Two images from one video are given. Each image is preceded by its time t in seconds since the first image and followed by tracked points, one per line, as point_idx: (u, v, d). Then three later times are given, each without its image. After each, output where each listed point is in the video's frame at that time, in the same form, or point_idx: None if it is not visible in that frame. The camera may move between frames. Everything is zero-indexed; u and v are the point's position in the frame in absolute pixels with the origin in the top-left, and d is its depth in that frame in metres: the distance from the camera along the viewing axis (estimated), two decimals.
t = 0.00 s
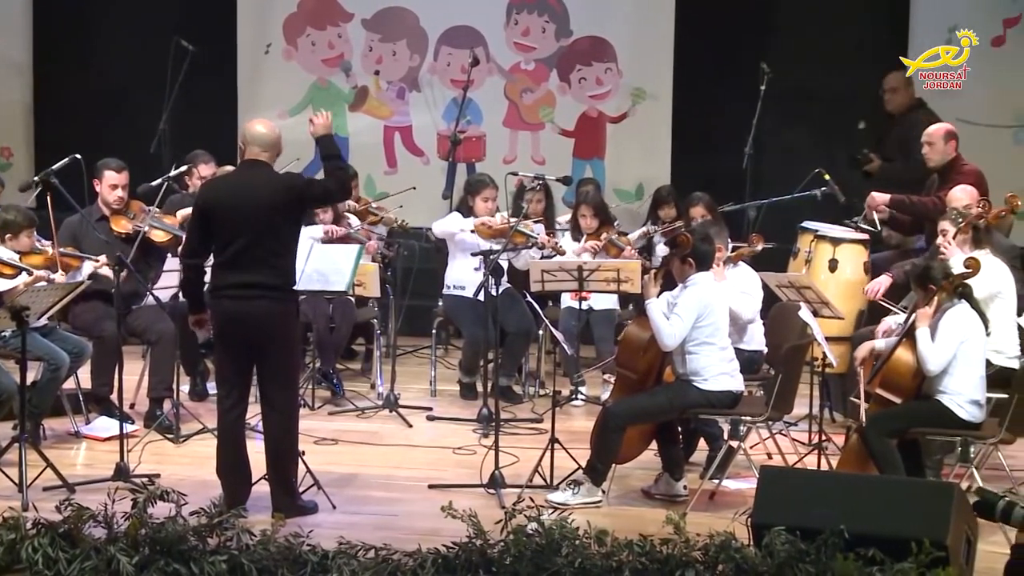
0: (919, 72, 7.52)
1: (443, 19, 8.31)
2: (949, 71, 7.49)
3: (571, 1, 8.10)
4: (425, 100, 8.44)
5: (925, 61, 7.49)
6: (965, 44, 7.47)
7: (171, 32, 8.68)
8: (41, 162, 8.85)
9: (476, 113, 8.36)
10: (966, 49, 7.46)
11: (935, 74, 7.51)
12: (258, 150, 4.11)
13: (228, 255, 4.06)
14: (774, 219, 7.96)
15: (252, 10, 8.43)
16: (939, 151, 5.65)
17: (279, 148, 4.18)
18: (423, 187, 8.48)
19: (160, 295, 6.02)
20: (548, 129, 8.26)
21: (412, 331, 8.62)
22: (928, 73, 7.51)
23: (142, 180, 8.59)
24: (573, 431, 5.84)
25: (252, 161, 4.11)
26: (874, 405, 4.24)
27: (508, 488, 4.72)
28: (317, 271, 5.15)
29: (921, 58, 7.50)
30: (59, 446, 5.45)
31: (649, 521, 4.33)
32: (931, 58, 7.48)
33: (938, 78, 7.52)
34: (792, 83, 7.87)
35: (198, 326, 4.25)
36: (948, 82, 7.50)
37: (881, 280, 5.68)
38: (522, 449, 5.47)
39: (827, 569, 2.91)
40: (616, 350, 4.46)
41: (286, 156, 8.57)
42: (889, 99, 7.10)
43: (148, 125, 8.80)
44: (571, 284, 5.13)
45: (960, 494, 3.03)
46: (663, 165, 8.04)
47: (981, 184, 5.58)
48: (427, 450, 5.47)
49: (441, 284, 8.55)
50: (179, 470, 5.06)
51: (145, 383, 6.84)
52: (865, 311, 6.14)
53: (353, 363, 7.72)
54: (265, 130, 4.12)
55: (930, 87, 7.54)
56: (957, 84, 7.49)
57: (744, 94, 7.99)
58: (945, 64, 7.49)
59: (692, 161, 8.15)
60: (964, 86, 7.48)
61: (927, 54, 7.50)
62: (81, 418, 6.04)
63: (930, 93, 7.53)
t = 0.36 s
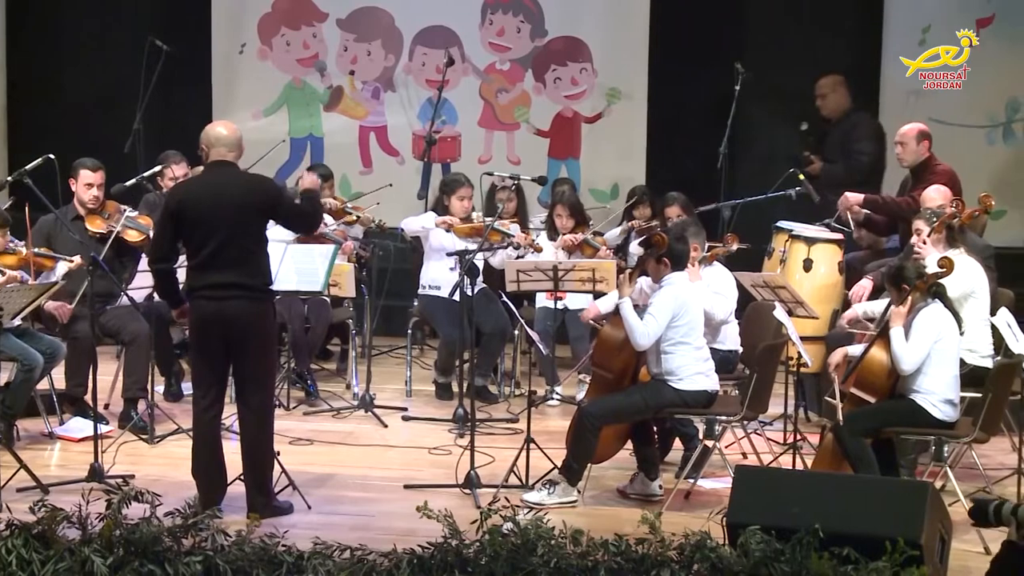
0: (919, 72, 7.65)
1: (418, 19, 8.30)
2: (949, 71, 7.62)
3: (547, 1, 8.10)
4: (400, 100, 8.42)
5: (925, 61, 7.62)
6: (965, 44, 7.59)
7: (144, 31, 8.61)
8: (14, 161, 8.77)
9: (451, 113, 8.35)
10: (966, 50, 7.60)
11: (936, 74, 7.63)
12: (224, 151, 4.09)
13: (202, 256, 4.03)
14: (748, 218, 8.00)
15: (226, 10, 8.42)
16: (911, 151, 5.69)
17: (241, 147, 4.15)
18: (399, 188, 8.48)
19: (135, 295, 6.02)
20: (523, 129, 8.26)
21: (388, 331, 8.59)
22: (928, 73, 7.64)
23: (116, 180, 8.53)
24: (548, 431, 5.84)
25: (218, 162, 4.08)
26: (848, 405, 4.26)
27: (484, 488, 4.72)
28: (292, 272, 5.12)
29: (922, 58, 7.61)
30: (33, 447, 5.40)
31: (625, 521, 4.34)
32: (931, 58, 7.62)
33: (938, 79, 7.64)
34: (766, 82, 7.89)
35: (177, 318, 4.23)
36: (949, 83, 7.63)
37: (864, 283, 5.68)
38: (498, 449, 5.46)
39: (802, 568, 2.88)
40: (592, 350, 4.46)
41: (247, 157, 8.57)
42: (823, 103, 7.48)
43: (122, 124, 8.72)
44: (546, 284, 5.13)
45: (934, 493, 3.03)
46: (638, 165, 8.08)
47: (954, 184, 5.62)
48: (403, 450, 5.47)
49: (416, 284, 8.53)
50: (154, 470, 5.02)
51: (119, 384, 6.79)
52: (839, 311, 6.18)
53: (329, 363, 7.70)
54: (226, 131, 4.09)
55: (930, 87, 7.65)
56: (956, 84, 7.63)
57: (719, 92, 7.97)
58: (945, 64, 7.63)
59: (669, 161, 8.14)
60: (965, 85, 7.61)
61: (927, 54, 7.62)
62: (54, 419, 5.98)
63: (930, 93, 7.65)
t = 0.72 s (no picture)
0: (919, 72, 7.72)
1: (395, 19, 8.28)
2: (949, 71, 7.65)
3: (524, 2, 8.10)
4: (377, 100, 8.40)
5: (924, 61, 7.69)
6: (965, 44, 7.62)
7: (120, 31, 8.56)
8: None
9: (428, 113, 8.35)
10: (966, 50, 7.62)
11: (935, 74, 7.67)
12: (192, 152, 4.06)
13: (175, 257, 4.00)
14: (725, 219, 8.03)
15: (203, 10, 8.38)
16: (886, 151, 5.73)
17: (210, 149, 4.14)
18: (376, 188, 8.46)
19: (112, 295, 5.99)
20: (500, 129, 8.26)
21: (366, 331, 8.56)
22: (928, 73, 7.69)
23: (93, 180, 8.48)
24: (526, 431, 5.84)
25: (187, 164, 4.05)
26: (825, 404, 4.31)
27: (461, 488, 4.71)
28: (268, 274, 5.09)
29: (921, 58, 7.68)
30: (8, 448, 5.34)
31: (602, 521, 4.36)
32: (930, 58, 7.67)
33: (938, 78, 7.68)
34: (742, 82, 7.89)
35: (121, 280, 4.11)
36: (948, 83, 7.66)
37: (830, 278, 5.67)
38: (475, 449, 5.46)
39: (779, 568, 2.86)
40: (569, 350, 4.46)
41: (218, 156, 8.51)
42: (752, 103, 7.69)
43: (97, 124, 8.66)
44: (524, 284, 5.13)
45: (909, 493, 3.05)
46: (616, 165, 8.09)
47: (929, 184, 5.65)
48: (380, 450, 5.46)
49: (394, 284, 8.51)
50: (130, 471, 4.99)
51: (95, 384, 6.73)
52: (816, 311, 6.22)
53: (306, 363, 7.67)
54: (196, 133, 4.07)
55: (929, 88, 7.70)
56: (956, 84, 7.65)
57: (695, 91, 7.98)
58: (945, 64, 7.66)
59: (647, 162, 8.14)
60: (964, 85, 7.64)
61: (927, 54, 7.68)
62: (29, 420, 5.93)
63: (930, 93, 7.70)
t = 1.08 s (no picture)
0: (919, 72, 7.74)
1: (372, 19, 8.26)
2: (949, 71, 7.68)
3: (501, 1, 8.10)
4: (354, 100, 8.37)
5: (925, 61, 7.71)
6: (965, 44, 7.67)
7: (96, 30, 8.50)
8: None
9: (406, 113, 8.33)
10: (966, 50, 7.67)
11: (935, 74, 7.70)
12: (164, 154, 4.03)
13: (147, 259, 3.98)
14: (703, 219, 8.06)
15: (179, 10, 8.34)
16: (863, 151, 5.76)
17: (182, 151, 4.10)
18: (354, 188, 8.43)
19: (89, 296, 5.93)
20: (478, 129, 8.26)
21: (343, 331, 8.54)
22: (928, 73, 7.71)
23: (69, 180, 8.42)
24: (503, 431, 5.83)
25: (161, 166, 4.02)
26: (803, 404, 4.32)
27: (439, 488, 4.71)
28: (243, 273, 5.07)
29: (921, 58, 7.70)
30: None
31: (580, 521, 4.36)
32: (931, 58, 7.70)
33: (938, 78, 7.71)
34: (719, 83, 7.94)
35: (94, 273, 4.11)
36: (948, 82, 7.70)
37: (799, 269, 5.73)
38: (453, 449, 5.45)
39: (757, 567, 2.88)
40: (548, 351, 4.47)
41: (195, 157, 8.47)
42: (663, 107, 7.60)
43: (73, 124, 8.60)
44: (501, 284, 5.13)
45: (886, 492, 3.07)
46: (593, 165, 8.09)
47: (906, 184, 5.68)
48: (359, 450, 5.45)
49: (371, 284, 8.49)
50: (106, 472, 4.96)
51: (72, 385, 6.69)
52: (793, 310, 6.25)
53: (283, 363, 7.64)
54: (169, 135, 4.03)
55: (930, 87, 7.73)
56: (956, 84, 7.70)
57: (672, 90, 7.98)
58: (945, 64, 7.69)
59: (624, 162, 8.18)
60: (963, 86, 7.69)
61: (927, 54, 7.71)
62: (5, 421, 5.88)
63: (930, 93, 7.73)
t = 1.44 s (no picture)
0: (919, 72, 7.73)
1: (352, 19, 8.24)
2: (949, 71, 7.68)
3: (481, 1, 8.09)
4: (335, 100, 8.35)
5: (925, 61, 7.69)
6: (965, 44, 7.66)
7: (74, 30, 8.46)
8: None
9: (386, 113, 8.33)
10: (966, 50, 7.67)
11: (935, 74, 7.70)
12: (139, 156, 4.01)
13: (122, 263, 3.96)
14: (682, 219, 8.07)
15: (158, 10, 8.29)
16: (843, 151, 5.79)
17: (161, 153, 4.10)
18: (334, 188, 8.41)
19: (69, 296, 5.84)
20: (458, 129, 8.25)
21: (323, 332, 8.51)
22: (928, 73, 7.71)
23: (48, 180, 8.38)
24: (484, 431, 5.83)
25: (137, 168, 4.00)
26: (783, 403, 4.33)
27: (420, 488, 4.70)
28: (226, 274, 5.07)
29: (922, 58, 7.68)
30: None
31: (561, 521, 4.36)
32: (931, 58, 7.68)
33: (938, 78, 7.70)
34: (698, 83, 7.99)
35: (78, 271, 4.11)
36: (948, 83, 7.70)
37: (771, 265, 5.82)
38: (434, 449, 5.44)
39: (737, 567, 2.87)
40: (527, 351, 4.48)
41: (174, 156, 8.45)
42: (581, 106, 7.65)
43: (52, 124, 8.55)
44: (482, 284, 5.14)
45: (868, 492, 3.07)
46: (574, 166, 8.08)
47: (886, 184, 5.71)
48: (339, 450, 5.43)
49: (352, 284, 8.47)
50: (86, 473, 4.92)
51: (50, 385, 6.64)
52: (773, 310, 6.28)
53: (263, 364, 7.61)
54: (148, 137, 4.03)
55: (929, 87, 7.72)
56: (956, 84, 7.69)
57: (652, 91, 8.01)
58: (945, 64, 7.69)
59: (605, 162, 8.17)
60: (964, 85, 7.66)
61: (927, 54, 7.69)
62: None
63: (930, 93, 7.72)
